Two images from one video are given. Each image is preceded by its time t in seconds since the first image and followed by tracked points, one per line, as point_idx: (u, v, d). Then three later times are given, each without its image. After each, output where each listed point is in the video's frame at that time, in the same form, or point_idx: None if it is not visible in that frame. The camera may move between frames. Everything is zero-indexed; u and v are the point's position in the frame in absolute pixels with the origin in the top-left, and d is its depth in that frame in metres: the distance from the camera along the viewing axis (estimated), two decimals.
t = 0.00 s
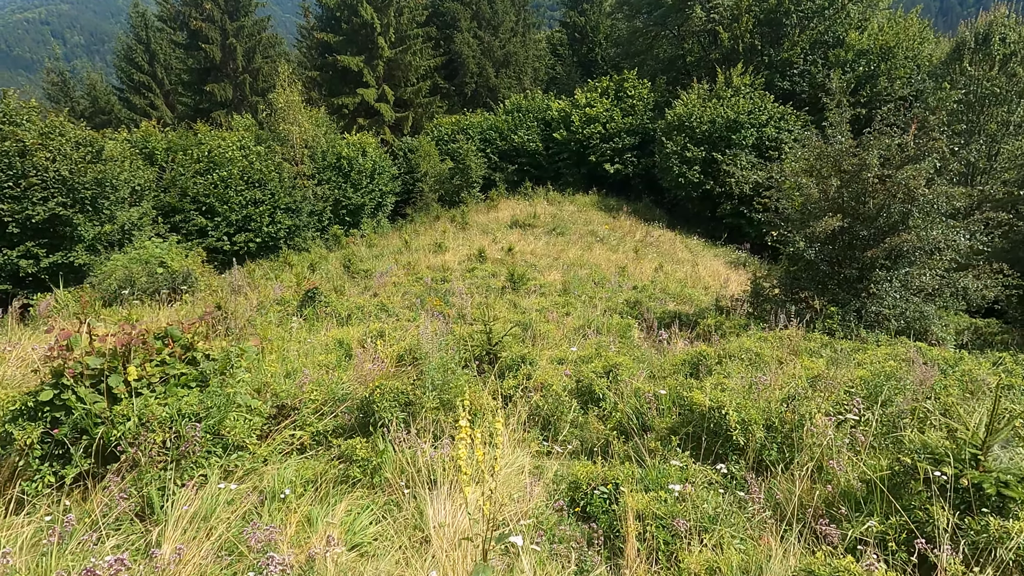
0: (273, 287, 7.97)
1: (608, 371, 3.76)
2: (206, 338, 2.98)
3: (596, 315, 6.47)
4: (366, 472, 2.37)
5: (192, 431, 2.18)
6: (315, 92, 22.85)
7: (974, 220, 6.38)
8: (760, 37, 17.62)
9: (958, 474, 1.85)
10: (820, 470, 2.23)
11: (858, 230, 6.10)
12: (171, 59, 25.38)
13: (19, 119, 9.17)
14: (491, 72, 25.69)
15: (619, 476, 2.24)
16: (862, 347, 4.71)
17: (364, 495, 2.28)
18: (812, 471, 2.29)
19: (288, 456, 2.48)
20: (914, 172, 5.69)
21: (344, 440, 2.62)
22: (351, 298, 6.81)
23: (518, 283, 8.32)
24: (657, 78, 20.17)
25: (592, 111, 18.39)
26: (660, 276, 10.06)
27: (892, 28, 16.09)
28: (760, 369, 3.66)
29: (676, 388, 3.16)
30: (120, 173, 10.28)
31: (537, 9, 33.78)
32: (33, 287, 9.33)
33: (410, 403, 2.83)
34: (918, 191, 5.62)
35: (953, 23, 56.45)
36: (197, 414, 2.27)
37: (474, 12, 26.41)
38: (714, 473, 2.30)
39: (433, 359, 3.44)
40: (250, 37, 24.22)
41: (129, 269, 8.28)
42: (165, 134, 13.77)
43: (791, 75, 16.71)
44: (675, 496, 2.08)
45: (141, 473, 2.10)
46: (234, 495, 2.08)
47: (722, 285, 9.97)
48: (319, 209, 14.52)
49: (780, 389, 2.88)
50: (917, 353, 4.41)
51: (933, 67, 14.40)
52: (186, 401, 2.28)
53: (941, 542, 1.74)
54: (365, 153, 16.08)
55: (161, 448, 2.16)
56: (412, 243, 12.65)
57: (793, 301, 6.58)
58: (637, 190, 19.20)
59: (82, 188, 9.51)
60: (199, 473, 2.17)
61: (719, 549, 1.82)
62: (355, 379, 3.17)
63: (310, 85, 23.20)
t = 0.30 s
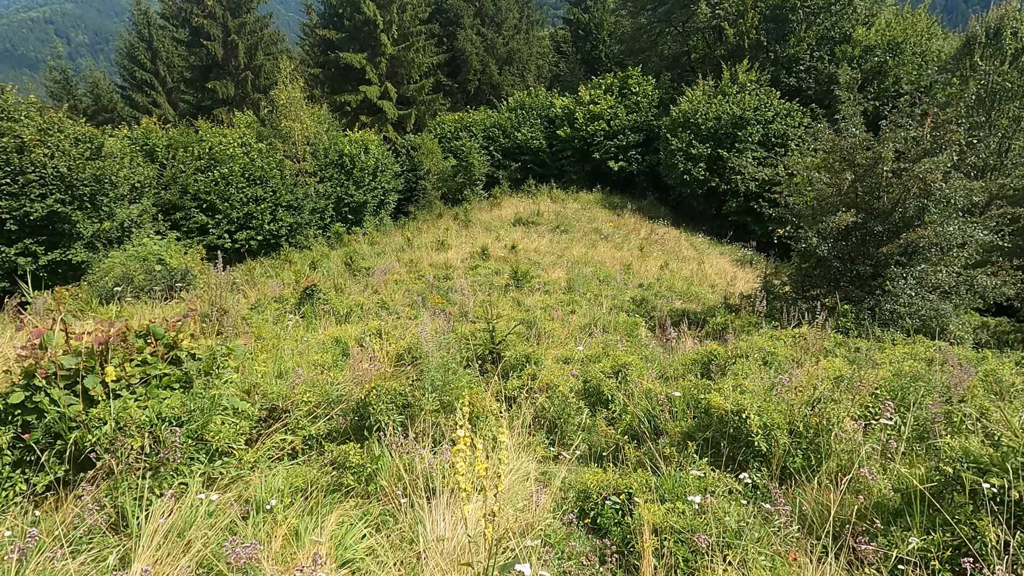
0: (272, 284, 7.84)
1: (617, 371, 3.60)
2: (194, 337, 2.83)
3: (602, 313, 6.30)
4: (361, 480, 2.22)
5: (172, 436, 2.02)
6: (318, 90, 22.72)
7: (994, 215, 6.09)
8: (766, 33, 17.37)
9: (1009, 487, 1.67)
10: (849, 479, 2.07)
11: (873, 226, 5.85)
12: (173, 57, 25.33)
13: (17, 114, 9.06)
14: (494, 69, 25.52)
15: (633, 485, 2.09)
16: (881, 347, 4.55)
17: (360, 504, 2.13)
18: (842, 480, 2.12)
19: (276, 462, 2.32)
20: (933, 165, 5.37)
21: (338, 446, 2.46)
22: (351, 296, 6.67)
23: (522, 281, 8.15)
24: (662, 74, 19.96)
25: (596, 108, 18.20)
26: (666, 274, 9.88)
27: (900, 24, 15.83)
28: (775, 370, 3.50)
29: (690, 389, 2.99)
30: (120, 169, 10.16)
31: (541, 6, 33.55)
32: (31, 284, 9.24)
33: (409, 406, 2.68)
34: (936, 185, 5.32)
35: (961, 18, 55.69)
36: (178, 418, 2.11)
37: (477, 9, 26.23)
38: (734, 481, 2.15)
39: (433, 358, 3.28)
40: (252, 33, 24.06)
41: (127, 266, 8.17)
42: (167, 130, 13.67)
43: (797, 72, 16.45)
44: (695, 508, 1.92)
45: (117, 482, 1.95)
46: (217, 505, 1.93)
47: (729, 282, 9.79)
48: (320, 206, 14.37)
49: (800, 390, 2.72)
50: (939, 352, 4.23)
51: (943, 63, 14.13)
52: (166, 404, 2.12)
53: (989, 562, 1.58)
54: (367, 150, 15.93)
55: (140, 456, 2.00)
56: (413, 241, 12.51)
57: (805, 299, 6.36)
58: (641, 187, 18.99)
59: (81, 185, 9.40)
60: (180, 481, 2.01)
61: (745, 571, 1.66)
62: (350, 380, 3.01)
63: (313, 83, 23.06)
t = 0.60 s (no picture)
0: (271, 285, 7.74)
1: (620, 376, 3.45)
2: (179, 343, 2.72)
3: (605, 313, 6.18)
4: (350, 494, 2.12)
5: (149, 450, 1.93)
6: (320, 88, 22.63)
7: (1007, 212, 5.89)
8: (770, 30, 17.13)
9: None
10: (866, 495, 1.95)
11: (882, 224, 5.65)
12: (175, 56, 25.30)
13: (15, 113, 9.01)
14: (497, 67, 25.38)
15: (636, 501, 1.99)
16: (896, 350, 4.40)
17: (348, 521, 2.03)
18: (857, 495, 2.00)
19: (261, 474, 2.25)
20: (944, 160, 5.18)
21: (326, 459, 2.36)
22: (350, 296, 6.57)
23: (523, 281, 8.04)
24: (666, 72, 19.78)
25: (599, 105, 18.04)
26: (670, 273, 9.74)
27: (905, 20, 15.61)
28: (785, 375, 3.36)
29: (696, 395, 2.86)
30: (119, 168, 10.07)
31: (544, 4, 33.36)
32: (31, 285, 9.20)
33: (402, 414, 2.58)
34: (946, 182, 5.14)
35: (970, 12, 54.68)
36: (156, 429, 2.03)
37: (479, 7, 26.08)
38: (745, 496, 2.04)
39: (430, 363, 3.17)
40: (253, 32, 24.01)
41: (125, 266, 8.10)
42: (167, 129, 13.61)
43: (802, 68, 16.18)
44: (703, 528, 1.81)
45: (91, 498, 1.86)
46: (194, 525, 1.83)
47: (734, 282, 9.65)
48: (322, 206, 14.24)
49: (811, 396, 2.59)
50: (957, 355, 4.08)
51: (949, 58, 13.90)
52: (144, 415, 2.03)
53: None
54: (368, 149, 15.81)
55: (116, 469, 1.91)
56: (415, 240, 12.41)
57: (812, 299, 6.19)
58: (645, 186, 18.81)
59: (80, 184, 9.34)
60: (157, 497, 1.92)
61: None
62: (342, 387, 2.91)
63: (314, 81, 22.97)
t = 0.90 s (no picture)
0: (274, 293, 7.66)
1: (630, 391, 3.34)
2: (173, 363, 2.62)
3: (612, 322, 6.07)
4: (349, 521, 2.04)
5: (139, 479, 1.86)
6: (324, 94, 22.65)
7: None
8: (775, 33, 17.01)
9: None
10: (895, 528, 1.83)
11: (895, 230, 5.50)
12: (180, 63, 25.39)
13: (19, 122, 9.01)
14: (501, 72, 25.37)
15: (653, 532, 1.88)
16: (913, 359, 4.27)
17: (346, 553, 1.94)
18: (884, 521, 1.89)
19: (259, 500, 2.19)
20: (959, 165, 5.00)
21: (325, 486, 2.27)
22: (354, 306, 6.48)
23: (529, 288, 7.92)
24: (670, 76, 19.70)
25: (603, 110, 17.97)
26: (676, 279, 9.62)
27: (913, 22, 15.43)
28: (802, 390, 3.24)
29: (711, 414, 2.75)
30: (123, 176, 10.06)
31: (547, 10, 33.42)
32: (35, 293, 9.19)
33: (405, 434, 2.49)
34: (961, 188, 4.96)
35: (980, 12, 53.89)
36: (147, 456, 1.95)
37: (482, 12, 26.10)
38: (766, 524, 1.93)
39: (435, 378, 3.08)
40: (257, 39, 24.22)
41: (128, 275, 8.06)
42: (172, 137, 13.62)
43: (807, 71, 16.05)
44: (725, 563, 1.68)
45: (77, 530, 1.78)
46: (184, 562, 1.75)
47: (742, 288, 9.50)
48: (326, 212, 14.17)
49: (835, 415, 2.47)
50: (978, 364, 3.93)
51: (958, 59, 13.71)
52: (134, 441, 1.96)
53: None
54: (373, 155, 15.75)
55: (103, 498, 1.84)
56: (419, 246, 12.33)
57: (823, 307, 6.03)
58: (649, 190, 18.69)
59: (83, 193, 9.34)
60: (148, 530, 1.85)
61: None
62: (343, 406, 2.82)
63: (318, 88, 23.02)
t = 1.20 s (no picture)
0: (274, 301, 7.55)
1: (641, 406, 3.22)
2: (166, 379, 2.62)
3: (619, 331, 5.95)
4: (352, 550, 1.92)
5: (127, 508, 1.75)
6: (326, 101, 22.65)
7: None
8: (778, 38, 16.98)
9: None
10: (936, 561, 1.71)
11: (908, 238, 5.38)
12: (182, 69, 25.42)
13: (18, 128, 8.94)
14: (502, 78, 25.40)
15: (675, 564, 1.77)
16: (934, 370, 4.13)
17: None
18: (919, 552, 1.78)
19: (256, 527, 2.09)
20: (975, 172, 4.89)
21: (327, 513, 2.16)
22: (356, 314, 6.37)
23: (533, 296, 7.81)
24: (672, 81, 19.68)
25: (605, 116, 17.93)
26: (681, 286, 9.51)
27: (916, 27, 15.39)
28: (821, 406, 3.12)
29: (730, 433, 2.62)
30: (123, 183, 10.07)
31: (549, 16, 33.50)
32: (34, 301, 9.06)
33: (410, 455, 2.37)
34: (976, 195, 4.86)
35: (982, 18, 53.72)
36: (136, 482, 1.88)
37: (484, 18, 26.14)
38: (795, 555, 1.81)
39: (440, 394, 2.97)
40: (259, 45, 24.42)
41: (127, 282, 7.97)
42: (173, 143, 13.57)
43: (811, 77, 16.01)
44: None
45: (60, 562, 1.68)
46: None
47: (747, 295, 9.39)
48: (327, 218, 14.09)
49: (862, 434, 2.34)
50: (1000, 375, 3.80)
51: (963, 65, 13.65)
52: (124, 467, 1.88)
53: None
54: (374, 161, 15.68)
55: (88, 526, 1.74)
56: (421, 253, 12.24)
57: (834, 316, 5.90)
58: (652, 196, 18.61)
59: (83, 199, 9.26)
60: (135, 564, 1.73)
61: None
62: (345, 424, 2.71)
63: (320, 94, 23.01)
